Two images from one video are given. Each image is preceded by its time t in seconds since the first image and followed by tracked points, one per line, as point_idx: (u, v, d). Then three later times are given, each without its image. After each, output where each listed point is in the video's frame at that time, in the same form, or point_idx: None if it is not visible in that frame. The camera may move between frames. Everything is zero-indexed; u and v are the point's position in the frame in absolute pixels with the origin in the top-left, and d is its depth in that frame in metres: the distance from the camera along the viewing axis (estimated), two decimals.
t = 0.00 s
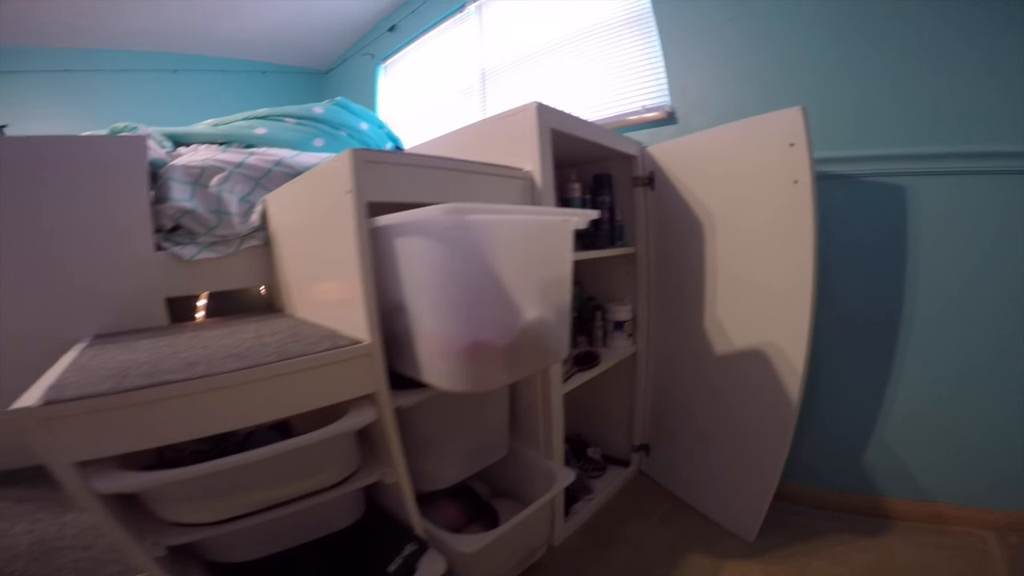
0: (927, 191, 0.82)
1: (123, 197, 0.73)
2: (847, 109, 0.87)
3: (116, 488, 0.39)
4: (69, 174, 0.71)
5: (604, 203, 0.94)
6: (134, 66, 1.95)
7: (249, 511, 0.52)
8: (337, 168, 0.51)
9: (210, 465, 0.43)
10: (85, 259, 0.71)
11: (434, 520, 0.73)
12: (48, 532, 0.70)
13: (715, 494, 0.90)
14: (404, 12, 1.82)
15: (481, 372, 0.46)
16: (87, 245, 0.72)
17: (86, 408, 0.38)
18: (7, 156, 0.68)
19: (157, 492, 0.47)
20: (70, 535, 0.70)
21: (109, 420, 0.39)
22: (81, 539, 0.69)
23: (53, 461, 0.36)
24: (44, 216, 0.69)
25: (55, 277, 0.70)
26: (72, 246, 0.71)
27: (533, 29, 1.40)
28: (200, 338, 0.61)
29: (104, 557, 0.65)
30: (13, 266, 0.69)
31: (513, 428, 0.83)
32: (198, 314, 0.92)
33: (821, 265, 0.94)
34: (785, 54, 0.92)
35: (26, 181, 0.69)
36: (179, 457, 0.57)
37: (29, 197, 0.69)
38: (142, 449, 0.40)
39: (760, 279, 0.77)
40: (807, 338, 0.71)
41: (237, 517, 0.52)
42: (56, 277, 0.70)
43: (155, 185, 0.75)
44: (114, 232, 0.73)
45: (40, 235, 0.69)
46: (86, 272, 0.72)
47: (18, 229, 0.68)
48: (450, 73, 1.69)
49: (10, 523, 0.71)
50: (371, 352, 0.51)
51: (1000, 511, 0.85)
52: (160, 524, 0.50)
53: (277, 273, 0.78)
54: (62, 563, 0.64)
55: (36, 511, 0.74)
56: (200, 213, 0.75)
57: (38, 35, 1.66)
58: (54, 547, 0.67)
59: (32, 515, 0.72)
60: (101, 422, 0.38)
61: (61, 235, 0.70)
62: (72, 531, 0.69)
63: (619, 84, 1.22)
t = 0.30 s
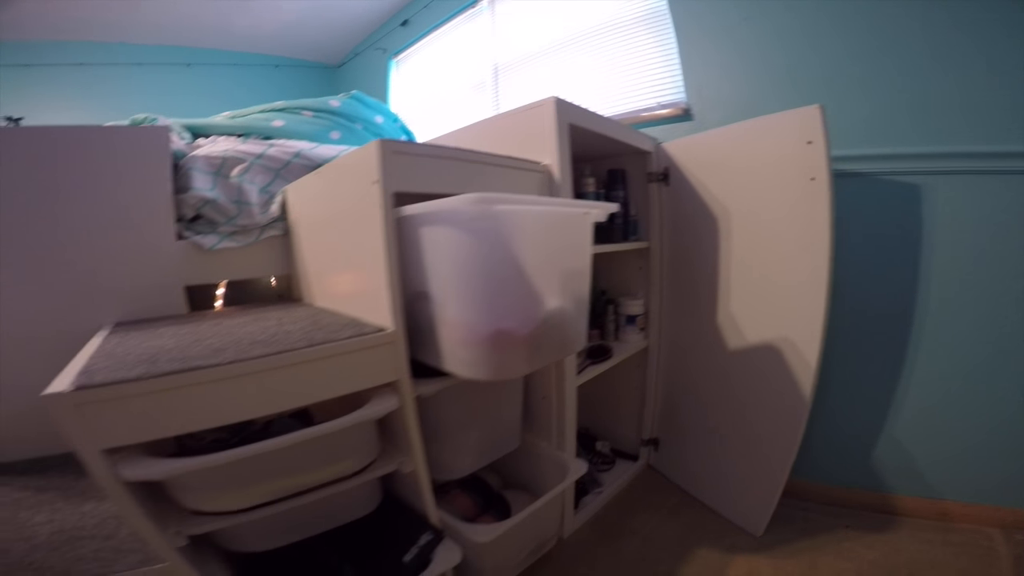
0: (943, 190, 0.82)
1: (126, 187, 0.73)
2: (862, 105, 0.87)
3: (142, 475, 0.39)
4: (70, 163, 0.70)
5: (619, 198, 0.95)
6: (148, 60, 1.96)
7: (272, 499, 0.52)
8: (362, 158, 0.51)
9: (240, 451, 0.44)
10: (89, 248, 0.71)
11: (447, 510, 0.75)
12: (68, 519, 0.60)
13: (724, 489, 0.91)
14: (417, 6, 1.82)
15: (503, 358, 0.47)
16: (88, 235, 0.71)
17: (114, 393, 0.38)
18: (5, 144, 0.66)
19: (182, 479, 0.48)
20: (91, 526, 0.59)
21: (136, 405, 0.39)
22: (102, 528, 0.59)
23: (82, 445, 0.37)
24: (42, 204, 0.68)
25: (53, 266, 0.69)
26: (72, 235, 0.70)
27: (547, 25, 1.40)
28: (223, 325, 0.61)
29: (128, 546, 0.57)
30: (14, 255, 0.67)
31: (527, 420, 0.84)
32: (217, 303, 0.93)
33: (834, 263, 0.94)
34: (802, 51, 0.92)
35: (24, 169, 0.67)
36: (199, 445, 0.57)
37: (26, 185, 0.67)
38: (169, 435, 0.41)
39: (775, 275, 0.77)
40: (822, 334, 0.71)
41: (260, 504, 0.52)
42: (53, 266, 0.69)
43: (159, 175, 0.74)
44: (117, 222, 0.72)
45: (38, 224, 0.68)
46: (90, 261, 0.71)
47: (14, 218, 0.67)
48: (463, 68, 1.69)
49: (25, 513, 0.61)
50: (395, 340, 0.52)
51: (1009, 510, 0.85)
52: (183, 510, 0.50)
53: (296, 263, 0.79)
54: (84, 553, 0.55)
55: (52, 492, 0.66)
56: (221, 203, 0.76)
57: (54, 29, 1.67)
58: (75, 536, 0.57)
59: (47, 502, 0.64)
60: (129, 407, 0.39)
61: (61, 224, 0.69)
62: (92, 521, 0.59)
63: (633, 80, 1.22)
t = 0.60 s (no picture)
0: (959, 182, 0.82)
1: (135, 180, 0.73)
2: (879, 99, 0.87)
3: (171, 466, 0.39)
4: (76, 155, 0.69)
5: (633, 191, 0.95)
6: (159, 55, 1.96)
7: (301, 489, 0.53)
8: (387, 148, 0.52)
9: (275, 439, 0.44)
10: (102, 241, 0.71)
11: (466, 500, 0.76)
12: (98, 514, 0.58)
13: (739, 481, 0.91)
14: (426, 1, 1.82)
15: (529, 346, 0.48)
16: (97, 228, 0.71)
17: (141, 382, 0.38)
18: (7, 138, 0.65)
19: (213, 470, 0.48)
20: (120, 519, 0.58)
21: (161, 395, 0.39)
22: (131, 521, 0.57)
23: (112, 434, 0.37)
24: (49, 198, 0.67)
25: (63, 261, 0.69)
26: (81, 229, 0.70)
27: (558, 19, 1.40)
28: (248, 314, 0.62)
29: (159, 539, 0.55)
30: (24, 249, 0.66)
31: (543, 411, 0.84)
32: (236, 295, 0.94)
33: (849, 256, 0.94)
34: (817, 44, 0.92)
35: (31, 163, 0.66)
36: (226, 437, 0.58)
37: (32, 179, 0.66)
38: (201, 424, 0.41)
39: (790, 267, 0.78)
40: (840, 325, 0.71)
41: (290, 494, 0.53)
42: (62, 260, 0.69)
43: (168, 167, 0.74)
44: (127, 216, 0.73)
45: (45, 218, 0.67)
46: (104, 254, 0.72)
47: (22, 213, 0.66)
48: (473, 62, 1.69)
49: (52, 506, 0.59)
50: (422, 328, 0.53)
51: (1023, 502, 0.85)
52: (214, 499, 0.51)
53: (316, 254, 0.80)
54: (116, 547, 0.53)
55: (81, 484, 0.65)
56: (242, 194, 0.76)
57: (67, 25, 1.67)
58: (106, 530, 0.56)
59: (74, 496, 0.62)
60: (161, 395, 0.39)
61: (71, 218, 0.69)
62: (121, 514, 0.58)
63: (646, 74, 1.22)
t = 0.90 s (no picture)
0: (982, 181, 0.81)
1: (145, 174, 0.73)
2: (903, 96, 0.86)
3: (208, 455, 0.40)
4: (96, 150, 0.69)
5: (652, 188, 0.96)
6: (177, 54, 1.98)
7: (329, 479, 0.54)
8: (419, 142, 0.53)
9: (311, 427, 0.45)
10: (119, 236, 0.72)
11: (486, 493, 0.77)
12: (126, 505, 0.58)
13: (757, 477, 0.91)
14: None
15: (557, 336, 0.49)
16: (131, 224, 0.72)
17: (179, 371, 0.38)
18: (38, 133, 0.65)
19: (245, 458, 0.49)
20: (148, 510, 0.57)
21: (196, 384, 0.39)
22: (161, 512, 0.57)
23: (151, 423, 0.37)
24: (70, 193, 0.68)
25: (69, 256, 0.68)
26: (115, 224, 0.71)
27: (574, 17, 1.41)
28: (278, 305, 0.63)
29: (188, 530, 0.54)
30: (50, 243, 0.67)
31: (563, 405, 0.85)
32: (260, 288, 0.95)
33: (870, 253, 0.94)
34: (838, 42, 0.92)
35: (31, 158, 0.65)
36: (255, 426, 0.59)
37: (33, 175, 0.65)
38: (241, 411, 0.42)
39: (812, 264, 0.78)
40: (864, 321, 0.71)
41: (319, 484, 0.54)
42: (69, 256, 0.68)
43: (194, 163, 0.76)
44: (136, 210, 0.72)
45: (79, 212, 0.68)
46: (123, 248, 0.72)
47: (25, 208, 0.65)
48: (489, 61, 1.70)
49: (82, 497, 0.59)
50: (451, 319, 0.54)
51: None
52: (244, 487, 0.52)
53: (341, 247, 0.82)
54: (145, 538, 0.52)
55: (110, 475, 0.65)
56: (269, 189, 0.78)
57: (89, 25, 1.69)
58: (135, 521, 0.55)
59: (103, 487, 0.61)
60: (204, 383, 0.40)
61: (75, 213, 0.68)
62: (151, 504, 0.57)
63: (664, 71, 1.22)
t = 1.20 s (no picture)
0: (993, 180, 0.81)
1: (145, 161, 0.72)
2: (916, 95, 0.86)
3: (223, 441, 0.40)
4: (114, 137, 0.70)
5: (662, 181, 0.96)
6: (185, 46, 1.97)
7: (343, 467, 0.55)
8: (437, 133, 0.54)
9: (328, 413, 0.46)
10: (124, 224, 0.71)
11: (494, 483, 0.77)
12: (139, 493, 0.58)
13: (760, 471, 0.92)
14: None
15: (571, 324, 0.49)
16: (146, 212, 0.73)
17: (195, 357, 0.39)
18: (57, 120, 0.66)
19: (261, 446, 0.49)
20: (161, 498, 0.58)
21: (210, 369, 0.40)
22: (173, 500, 0.57)
23: (167, 408, 0.38)
24: (87, 180, 0.68)
25: (71, 246, 0.68)
26: (130, 212, 0.72)
27: (585, 11, 1.40)
28: (292, 292, 0.64)
29: (201, 519, 0.54)
30: (66, 229, 0.67)
31: (570, 396, 0.86)
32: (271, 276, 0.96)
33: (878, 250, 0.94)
34: (851, 40, 0.92)
35: (29, 148, 0.65)
36: (267, 414, 0.59)
37: (38, 162, 0.65)
38: (261, 394, 0.43)
39: (821, 260, 0.79)
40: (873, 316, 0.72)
41: (332, 471, 0.54)
42: (71, 246, 0.68)
43: (209, 151, 0.77)
44: (138, 198, 0.72)
45: (96, 199, 0.69)
46: (130, 237, 0.72)
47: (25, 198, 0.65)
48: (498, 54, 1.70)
49: (94, 485, 0.60)
50: (465, 307, 0.55)
51: None
52: (259, 474, 0.52)
53: (353, 236, 0.83)
54: (158, 527, 0.52)
55: (121, 463, 0.65)
56: (282, 177, 0.79)
57: (99, 16, 1.68)
58: (147, 510, 0.55)
59: (115, 475, 0.62)
60: (226, 365, 0.40)
61: (75, 202, 0.68)
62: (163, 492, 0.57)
63: (674, 67, 1.22)
